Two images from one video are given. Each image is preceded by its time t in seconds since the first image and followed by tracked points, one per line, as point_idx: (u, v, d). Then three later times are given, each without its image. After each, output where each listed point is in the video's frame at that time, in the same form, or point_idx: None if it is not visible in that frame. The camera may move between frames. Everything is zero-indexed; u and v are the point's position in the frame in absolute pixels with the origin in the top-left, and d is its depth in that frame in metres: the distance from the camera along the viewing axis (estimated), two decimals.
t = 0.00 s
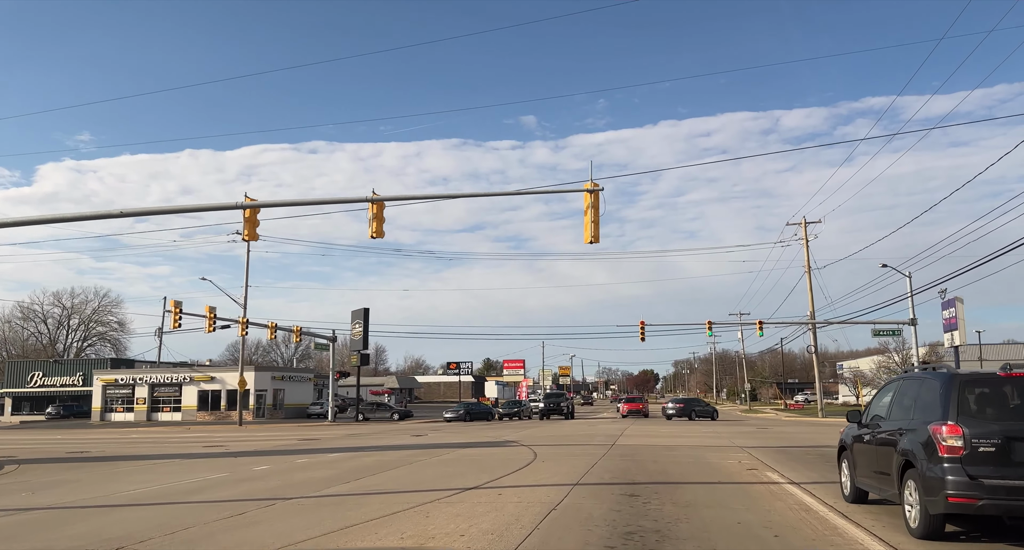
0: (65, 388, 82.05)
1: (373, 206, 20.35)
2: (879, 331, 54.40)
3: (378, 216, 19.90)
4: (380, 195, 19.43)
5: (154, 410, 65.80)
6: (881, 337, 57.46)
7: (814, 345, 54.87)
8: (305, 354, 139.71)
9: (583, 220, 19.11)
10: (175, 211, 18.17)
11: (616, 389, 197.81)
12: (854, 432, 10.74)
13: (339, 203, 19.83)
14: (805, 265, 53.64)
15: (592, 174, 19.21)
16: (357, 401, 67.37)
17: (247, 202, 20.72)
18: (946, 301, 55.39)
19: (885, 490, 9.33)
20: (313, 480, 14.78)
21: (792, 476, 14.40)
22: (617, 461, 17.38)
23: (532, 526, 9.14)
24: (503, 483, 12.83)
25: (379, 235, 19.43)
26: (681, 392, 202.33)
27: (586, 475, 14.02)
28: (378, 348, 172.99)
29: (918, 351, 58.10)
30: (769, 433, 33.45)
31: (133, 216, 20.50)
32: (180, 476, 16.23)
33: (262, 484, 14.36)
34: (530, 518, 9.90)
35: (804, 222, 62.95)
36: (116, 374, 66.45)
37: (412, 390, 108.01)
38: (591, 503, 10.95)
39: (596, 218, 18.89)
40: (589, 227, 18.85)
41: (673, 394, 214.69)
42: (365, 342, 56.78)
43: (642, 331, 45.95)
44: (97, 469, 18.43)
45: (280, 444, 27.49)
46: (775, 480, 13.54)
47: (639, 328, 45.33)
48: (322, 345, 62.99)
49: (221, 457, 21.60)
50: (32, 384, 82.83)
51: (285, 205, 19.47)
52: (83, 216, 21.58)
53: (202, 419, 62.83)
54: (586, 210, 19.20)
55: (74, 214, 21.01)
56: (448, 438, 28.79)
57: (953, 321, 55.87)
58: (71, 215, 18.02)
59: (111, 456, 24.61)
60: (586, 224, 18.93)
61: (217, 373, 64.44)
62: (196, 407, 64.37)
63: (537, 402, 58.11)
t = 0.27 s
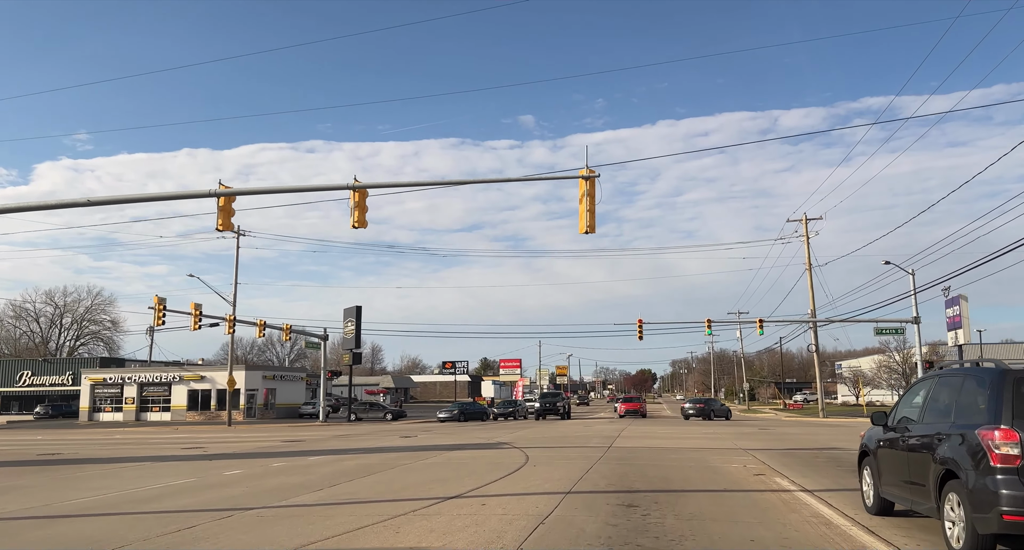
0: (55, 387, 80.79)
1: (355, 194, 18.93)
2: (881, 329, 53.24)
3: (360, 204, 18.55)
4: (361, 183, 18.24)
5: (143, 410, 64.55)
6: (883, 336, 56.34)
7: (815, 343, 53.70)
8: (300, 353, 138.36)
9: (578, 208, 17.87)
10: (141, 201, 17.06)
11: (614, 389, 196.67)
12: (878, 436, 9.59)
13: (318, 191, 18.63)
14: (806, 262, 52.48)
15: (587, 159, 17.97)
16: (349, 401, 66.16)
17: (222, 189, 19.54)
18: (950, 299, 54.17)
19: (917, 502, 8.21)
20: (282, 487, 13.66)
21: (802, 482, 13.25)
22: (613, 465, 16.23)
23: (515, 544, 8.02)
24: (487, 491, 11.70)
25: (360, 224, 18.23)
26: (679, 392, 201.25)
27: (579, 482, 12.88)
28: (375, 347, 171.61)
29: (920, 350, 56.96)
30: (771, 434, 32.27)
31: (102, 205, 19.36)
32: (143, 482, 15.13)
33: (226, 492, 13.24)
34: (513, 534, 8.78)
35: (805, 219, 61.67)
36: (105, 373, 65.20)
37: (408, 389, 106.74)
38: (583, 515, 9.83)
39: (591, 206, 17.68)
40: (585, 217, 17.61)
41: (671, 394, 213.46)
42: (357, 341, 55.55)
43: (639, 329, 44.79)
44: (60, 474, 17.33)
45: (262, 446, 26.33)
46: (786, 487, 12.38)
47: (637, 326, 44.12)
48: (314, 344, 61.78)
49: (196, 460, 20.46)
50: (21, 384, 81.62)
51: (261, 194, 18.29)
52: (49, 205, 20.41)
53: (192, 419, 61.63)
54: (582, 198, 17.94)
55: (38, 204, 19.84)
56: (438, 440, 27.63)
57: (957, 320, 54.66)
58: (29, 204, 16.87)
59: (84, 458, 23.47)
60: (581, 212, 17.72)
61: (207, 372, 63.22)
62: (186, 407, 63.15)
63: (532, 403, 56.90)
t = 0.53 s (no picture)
0: (45, 386, 79.65)
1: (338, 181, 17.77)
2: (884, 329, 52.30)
3: (343, 192, 17.42)
4: (344, 169, 17.19)
5: (133, 409, 63.48)
6: (885, 334, 55.38)
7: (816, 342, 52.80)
8: (297, 353, 137.16)
9: (573, 197, 16.81)
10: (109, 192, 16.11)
11: (612, 389, 195.87)
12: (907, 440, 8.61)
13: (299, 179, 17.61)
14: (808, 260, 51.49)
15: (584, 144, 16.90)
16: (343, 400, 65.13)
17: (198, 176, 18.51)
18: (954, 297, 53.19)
19: (949, 513, 7.33)
20: (252, 494, 12.68)
21: (814, 489, 12.25)
22: (610, 468, 15.24)
23: None
24: (472, 500, 10.73)
25: (343, 214, 17.17)
26: (677, 391, 200.51)
27: (572, 489, 11.93)
28: (372, 346, 170.46)
29: (923, 350, 56.01)
30: (774, 435, 31.27)
31: (73, 193, 18.42)
32: (108, 487, 14.22)
33: (190, 500, 12.27)
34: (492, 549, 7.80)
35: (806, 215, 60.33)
36: (95, 372, 64.14)
37: (405, 389, 105.66)
38: (574, 528, 8.85)
39: (588, 195, 16.64)
40: (580, 206, 16.56)
41: (670, 394, 212.57)
42: (351, 339, 54.54)
43: (638, 328, 43.82)
44: (25, 477, 16.40)
45: (246, 448, 25.34)
46: (798, 495, 11.38)
47: (635, 324, 43.19)
48: (307, 343, 60.76)
49: (171, 463, 19.47)
50: (12, 383, 80.60)
51: (238, 181, 17.26)
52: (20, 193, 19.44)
53: (183, 418, 60.62)
54: (577, 186, 16.85)
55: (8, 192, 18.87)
56: (428, 441, 26.63)
57: (961, 318, 53.63)
58: None
59: (58, 460, 22.55)
60: (576, 202, 16.66)
61: (199, 371, 62.18)
62: (177, 406, 62.10)
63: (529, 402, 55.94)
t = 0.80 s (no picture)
0: (38, 385, 78.70)
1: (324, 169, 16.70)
2: (888, 328, 51.42)
3: (328, 180, 16.48)
4: (329, 156, 16.33)
5: (126, 408, 62.59)
6: (888, 333, 54.54)
7: (818, 341, 52.02)
8: (294, 352, 136.13)
9: (571, 186, 15.96)
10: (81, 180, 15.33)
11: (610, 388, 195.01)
12: (939, 445, 8.09)
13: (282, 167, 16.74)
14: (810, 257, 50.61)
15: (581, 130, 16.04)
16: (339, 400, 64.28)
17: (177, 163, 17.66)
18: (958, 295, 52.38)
19: (989, 527, 6.88)
20: (227, 499, 11.91)
21: (826, 495, 11.46)
22: (609, 472, 14.47)
23: None
24: (463, 508, 10.01)
25: (327, 204, 16.31)
26: (676, 391, 199.79)
27: (569, 495, 11.14)
28: (370, 346, 169.41)
29: (926, 349, 55.16)
30: (777, 435, 30.39)
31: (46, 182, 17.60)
32: (76, 492, 13.40)
33: (160, 506, 11.48)
34: None
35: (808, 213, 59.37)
36: (87, 371, 63.27)
37: (402, 388, 104.79)
38: (570, 540, 8.04)
39: (585, 183, 15.79)
40: (577, 194, 15.71)
41: (669, 394, 211.70)
42: (346, 338, 53.68)
43: (638, 326, 42.99)
44: None
45: (232, 449, 24.53)
46: (811, 502, 10.58)
47: (635, 322, 42.38)
48: (302, 341, 59.89)
49: (151, 465, 18.67)
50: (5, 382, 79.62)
51: (218, 169, 16.41)
52: None
53: (176, 418, 59.78)
54: (574, 174, 15.98)
55: None
56: (421, 442, 25.82)
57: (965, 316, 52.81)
58: None
59: (36, 462, 21.73)
60: (573, 191, 15.82)
61: (192, 370, 61.32)
62: (170, 405, 61.24)
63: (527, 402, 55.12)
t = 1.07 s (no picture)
0: (32, 384, 77.98)
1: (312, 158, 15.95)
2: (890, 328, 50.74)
3: (316, 171, 15.79)
4: (317, 146, 15.65)
5: (120, 408, 61.93)
6: (890, 333, 53.90)
7: (819, 341, 51.40)
8: (292, 352, 135.39)
9: (568, 177, 15.29)
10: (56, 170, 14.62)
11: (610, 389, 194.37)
12: (968, 451, 7.49)
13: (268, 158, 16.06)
14: (811, 256, 49.96)
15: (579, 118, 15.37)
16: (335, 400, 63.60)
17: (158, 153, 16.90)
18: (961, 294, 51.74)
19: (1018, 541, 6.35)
20: (201, 505, 11.20)
21: (838, 501, 10.75)
22: (607, 476, 13.76)
23: None
24: (448, 517, 9.33)
25: (314, 196, 15.64)
26: (675, 391, 199.24)
27: (565, 501, 10.48)
28: (368, 345, 168.66)
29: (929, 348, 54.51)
30: (779, 436, 29.68)
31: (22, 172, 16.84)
32: (47, 496, 12.72)
33: (129, 512, 10.78)
34: None
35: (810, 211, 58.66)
36: (80, 370, 62.58)
37: (400, 388, 104.07)
38: None
39: (584, 174, 15.11)
40: (575, 185, 15.04)
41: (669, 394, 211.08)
42: (342, 337, 53.04)
43: (637, 325, 42.32)
44: None
45: (221, 450, 23.86)
46: (824, 510, 9.87)
47: (634, 321, 41.72)
48: (298, 340, 59.26)
49: (132, 466, 17.99)
50: None
51: (202, 159, 15.69)
52: None
53: (171, 418, 59.12)
54: (572, 164, 15.32)
55: None
56: (415, 443, 25.13)
57: (968, 316, 52.19)
58: None
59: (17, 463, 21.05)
60: (570, 182, 15.15)
61: (187, 369, 60.69)
62: (164, 405, 60.56)
63: (525, 402, 54.46)
